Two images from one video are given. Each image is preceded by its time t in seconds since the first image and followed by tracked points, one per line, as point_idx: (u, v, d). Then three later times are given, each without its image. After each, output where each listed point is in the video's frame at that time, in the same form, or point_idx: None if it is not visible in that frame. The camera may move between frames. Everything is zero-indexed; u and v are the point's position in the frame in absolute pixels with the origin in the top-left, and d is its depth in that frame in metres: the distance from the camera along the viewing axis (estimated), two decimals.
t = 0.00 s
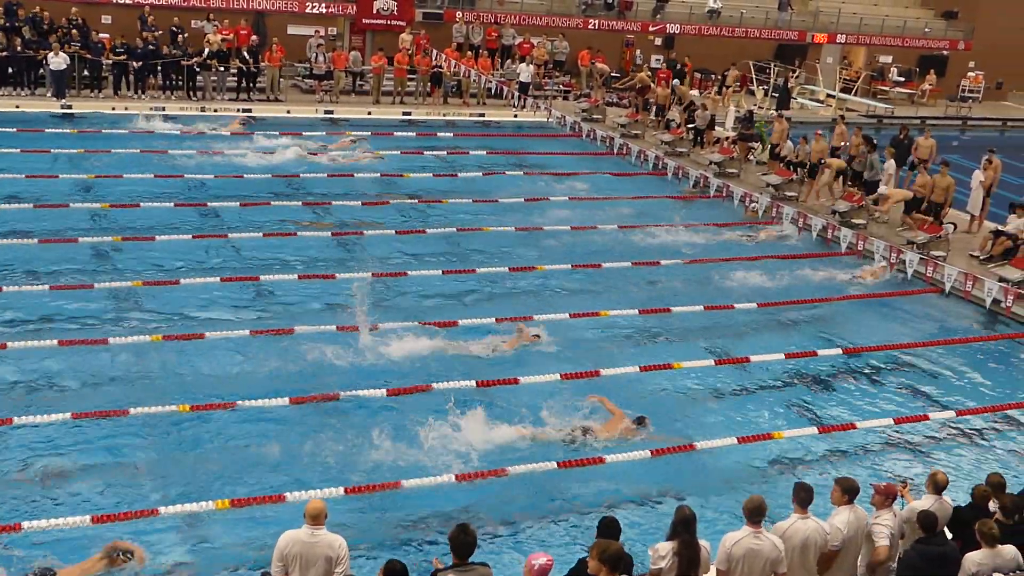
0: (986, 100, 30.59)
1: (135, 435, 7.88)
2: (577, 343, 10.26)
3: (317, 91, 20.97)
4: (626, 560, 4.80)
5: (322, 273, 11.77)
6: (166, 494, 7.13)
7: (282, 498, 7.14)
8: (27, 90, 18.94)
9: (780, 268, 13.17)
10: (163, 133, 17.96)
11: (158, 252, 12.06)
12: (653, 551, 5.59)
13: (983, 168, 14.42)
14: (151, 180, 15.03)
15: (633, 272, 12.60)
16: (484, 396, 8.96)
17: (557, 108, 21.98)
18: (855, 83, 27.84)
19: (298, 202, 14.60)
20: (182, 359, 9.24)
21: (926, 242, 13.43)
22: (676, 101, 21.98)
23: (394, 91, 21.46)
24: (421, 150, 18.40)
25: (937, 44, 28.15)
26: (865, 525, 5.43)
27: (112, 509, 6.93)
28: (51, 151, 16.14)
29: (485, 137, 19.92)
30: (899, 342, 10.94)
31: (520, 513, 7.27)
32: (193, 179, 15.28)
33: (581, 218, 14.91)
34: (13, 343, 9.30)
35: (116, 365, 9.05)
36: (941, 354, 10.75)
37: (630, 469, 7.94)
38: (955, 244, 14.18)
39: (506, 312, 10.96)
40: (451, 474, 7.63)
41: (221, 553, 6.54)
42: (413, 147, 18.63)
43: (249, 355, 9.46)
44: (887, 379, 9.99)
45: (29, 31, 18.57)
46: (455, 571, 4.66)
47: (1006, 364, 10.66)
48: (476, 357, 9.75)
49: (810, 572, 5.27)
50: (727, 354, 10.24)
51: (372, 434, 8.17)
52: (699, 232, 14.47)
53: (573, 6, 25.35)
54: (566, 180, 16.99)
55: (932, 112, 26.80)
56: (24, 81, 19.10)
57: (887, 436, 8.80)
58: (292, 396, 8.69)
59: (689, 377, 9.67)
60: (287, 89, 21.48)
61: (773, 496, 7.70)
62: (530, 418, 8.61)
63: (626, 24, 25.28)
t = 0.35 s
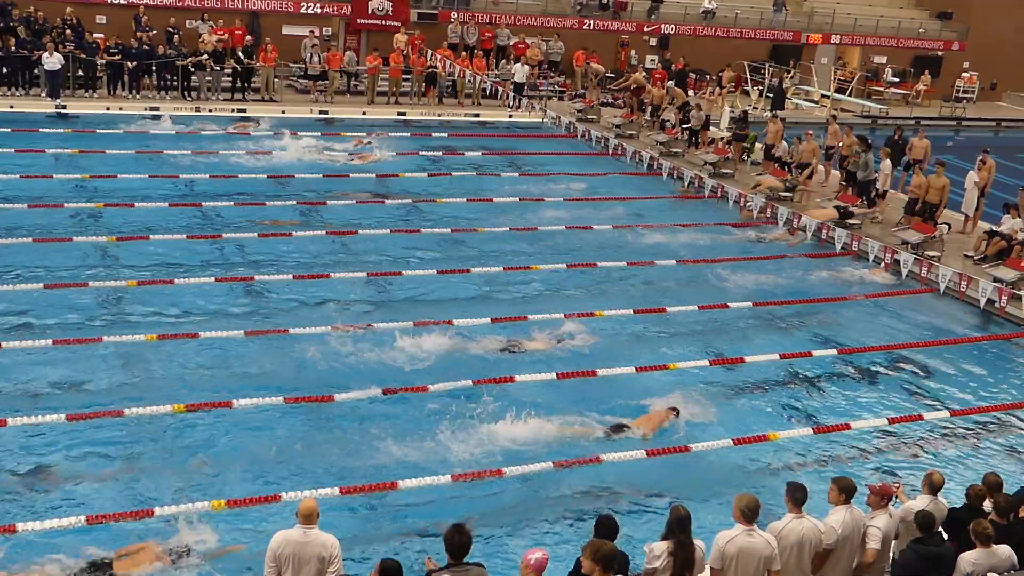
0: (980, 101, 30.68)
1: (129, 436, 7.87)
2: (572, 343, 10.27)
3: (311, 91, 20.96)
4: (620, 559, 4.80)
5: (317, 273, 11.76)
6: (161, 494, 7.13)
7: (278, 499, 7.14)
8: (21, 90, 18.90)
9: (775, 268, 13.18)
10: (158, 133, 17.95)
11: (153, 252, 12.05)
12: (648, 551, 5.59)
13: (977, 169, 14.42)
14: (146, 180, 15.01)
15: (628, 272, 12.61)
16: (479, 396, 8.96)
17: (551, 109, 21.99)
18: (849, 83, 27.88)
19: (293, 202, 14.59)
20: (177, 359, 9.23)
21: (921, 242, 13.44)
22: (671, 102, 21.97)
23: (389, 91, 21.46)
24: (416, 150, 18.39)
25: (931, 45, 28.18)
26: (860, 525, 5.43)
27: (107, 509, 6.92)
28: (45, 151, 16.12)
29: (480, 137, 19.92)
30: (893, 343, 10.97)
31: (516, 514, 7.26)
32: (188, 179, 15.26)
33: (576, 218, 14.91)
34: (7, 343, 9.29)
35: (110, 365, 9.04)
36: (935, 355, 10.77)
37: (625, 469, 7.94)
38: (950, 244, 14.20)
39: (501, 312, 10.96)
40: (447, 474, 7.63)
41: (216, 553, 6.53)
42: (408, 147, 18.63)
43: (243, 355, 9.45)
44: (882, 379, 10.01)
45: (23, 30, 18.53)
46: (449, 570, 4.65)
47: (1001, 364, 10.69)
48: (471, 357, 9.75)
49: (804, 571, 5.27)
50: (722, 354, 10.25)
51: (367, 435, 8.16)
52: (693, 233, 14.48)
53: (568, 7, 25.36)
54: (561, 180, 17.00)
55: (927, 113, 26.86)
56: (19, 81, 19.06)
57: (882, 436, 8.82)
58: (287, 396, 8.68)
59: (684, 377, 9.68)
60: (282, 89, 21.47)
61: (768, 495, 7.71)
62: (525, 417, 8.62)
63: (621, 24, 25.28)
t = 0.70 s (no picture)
0: (977, 101, 30.72)
1: (126, 436, 7.85)
2: (569, 343, 10.26)
3: (308, 91, 20.94)
4: (617, 558, 4.80)
5: (313, 273, 11.74)
6: (157, 494, 7.11)
7: (275, 500, 7.12)
8: (17, 89, 18.86)
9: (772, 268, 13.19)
10: (155, 133, 17.92)
11: (149, 252, 12.03)
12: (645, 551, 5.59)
13: (974, 169, 14.43)
14: (142, 180, 14.99)
15: (625, 272, 12.62)
16: (477, 397, 8.95)
17: (548, 109, 21.99)
18: (846, 83, 27.89)
19: (290, 202, 14.57)
20: (173, 359, 9.21)
21: (917, 242, 13.45)
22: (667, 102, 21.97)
23: (386, 91, 21.45)
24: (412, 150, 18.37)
25: (927, 45, 28.20)
26: (859, 526, 5.43)
27: (103, 510, 6.90)
28: (42, 151, 16.07)
29: (478, 137, 19.91)
30: (890, 343, 10.98)
31: (514, 514, 7.25)
32: (185, 179, 15.23)
33: (573, 218, 14.91)
34: (3, 343, 9.27)
35: (107, 365, 9.02)
36: (932, 355, 10.78)
37: (623, 470, 7.93)
38: (946, 245, 14.22)
39: (498, 312, 10.95)
40: (445, 475, 7.62)
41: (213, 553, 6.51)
42: (405, 147, 18.61)
43: (240, 355, 9.44)
44: (879, 379, 10.01)
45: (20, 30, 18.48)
46: (445, 570, 4.64)
47: (998, 364, 10.70)
48: (468, 357, 9.74)
49: (802, 571, 5.27)
50: (719, 354, 10.25)
51: (364, 435, 8.14)
52: (690, 233, 14.48)
53: (565, 7, 25.36)
54: (558, 180, 17.00)
55: (923, 113, 26.90)
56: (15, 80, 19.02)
57: (879, 436, 8.82)
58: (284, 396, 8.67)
59: (681, 377, 9.68)
60: (279, 88, 21.45)
61: (765, 496, 7.71)
62: (524, 418, 8.61)
63: (617, 24, 25.27)
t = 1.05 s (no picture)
0: (976, 101, 30.73)
1: (124, 435, 7.84)
2: (567, 342, 10.26)
3: (308, 91, 20.93)
4: (616, 559, 4.80)
5: (312, 273, 11.73)
6: (157, 494, 7.10)
7: (275, 499, 7.12)
8: (17, 89, 18.84)
9: (771, 268, 13.20)
10: (154, 133, 17.90)
11: (149, 251, 12.01)
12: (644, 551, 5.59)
13: (973, 169, 14.43)
14: (141, 180, 14.98)
15: (625, 272, 12.61)
16: (477, 396, 8.95)
17: (548, 109, 22.00)
18: (845, 83, 27.89)
19: (289, 202, 14.56)
20: (172, 359, 9.20)
21: (916, 242, 13.45)
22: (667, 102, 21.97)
23: (386, 91, 21.45)
24: (412, 150, 18.36)
25: (927, 45, 28.20)
26: (859, 527, 5.43)
27: (102, 510, 6.89)
28: (41, 151, 16.06)
29: (477, 137, 19.91)
30: (889, 343, 10.98)
31: (513, 514, 7.25)
32: (184, 179, 15.21)
33: (572, 218, 14.91)
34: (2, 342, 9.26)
35: (106, 364, 9.01)
36: (932, 355, 10.77)
37: (622, 470, 7.93)
38: (946, 245, 14.22)
39: (497, 312, 10.95)
40: (445, 475, 7.62)
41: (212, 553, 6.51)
42: (405, 147, 18.61)
43: (239, 354, 9.43)
44: (878, 380, 10.00)
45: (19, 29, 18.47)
46: (445, 570, 4.64)
47: (997, 364, 10.71)
48: (467, 357, 9.74)
49: (802, 572, 5.26)
50: (718, 355, 10.24)
51: (364, 435, 8.14)
52: (689, 233, 14.48)
53: (564, 7, 25.37)
54: (557, 180, 17.00)
55: (923, 113, 26.91)
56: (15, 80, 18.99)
57: (879, 437, 8.82)
58: (283, 395, 8.67)
59: (681, 377, 9.68)
60: (279, 88, 21.45)
61: (764, 496, 7.71)
62: (522, 418, 8.61)
63: (617, 24, 25.28)
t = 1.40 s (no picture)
0: (978, 101, 30.71)
1: (127, 436, 7.85)
2: (570, 343, 10.26)
3: (310, 91, 20.94)
4: (618, 559, 4.80)
5: (314, 273, 11.73)
6: (160, 494, 7.11)
7: (277, 499, 7.13)
8: (19, 89, 18.85)
9: (773, 268, 13.19)
10: (156, 133, 17.92)
11: (151, 251, 12.03)
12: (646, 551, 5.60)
13: (975, 169, 14.41)
14: (144, 180, 14.98)
15: (626, 272, 12.62)
16: (479, 397, 8.94)
17: (549, 109, 22.00)
18: (847, 83, 27.87)
19: (291, 201, 14.57)
20: (175, 359, 9.21)
21: (919, 243, 13.44)
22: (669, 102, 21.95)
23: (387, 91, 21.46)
24: (414, 150, 18.34)
25: (929, 44, 28.14)
26: (860, 528, 5.43)
27: (105, 510, 6.90)
28: (44, 151, 16.07)
29: (479, 137, 19.90)
30: (891, 344, 10.97)
31: (515, 514, 7.24)
32: (186, 179, 15.22)
33: (574, 218, 14.90)
34: (4, 342, 9.27)
35: (108, 364, 9.02)
36: (934, 356, 10.76)
37: (625, 470, 7.92)
38: (948, 245, 14.21)
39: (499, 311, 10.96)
40: (447, 476, 7.62)
41: (213, 552, 6.51)
42: (407, 147, 18.60)
43: (241, 354, 9.43)
44: (880, 380, 9.99)
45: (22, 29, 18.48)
46: (446, 570, 4.64)
47: (1000, 365, 10.69)
48: (470, 357, 9.73)
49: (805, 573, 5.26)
50: (720, 355, 10.23)
51: (367, 435, 8.14)
52: (691, 233, 14.47)
53: (566, 7, 25.34)
54: (559, 181, 16.99)
55: (925, 113, 26.89)
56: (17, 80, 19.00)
57: (881, 438, 8.81)
58: (285, 395, 8.68)
59: (683, 377, 9.68)
60: (281, 88, 21.46)
61: (766, 497, 7.70)
62: (524, 419, 8.60)
63: (619, 24, 25.25)
